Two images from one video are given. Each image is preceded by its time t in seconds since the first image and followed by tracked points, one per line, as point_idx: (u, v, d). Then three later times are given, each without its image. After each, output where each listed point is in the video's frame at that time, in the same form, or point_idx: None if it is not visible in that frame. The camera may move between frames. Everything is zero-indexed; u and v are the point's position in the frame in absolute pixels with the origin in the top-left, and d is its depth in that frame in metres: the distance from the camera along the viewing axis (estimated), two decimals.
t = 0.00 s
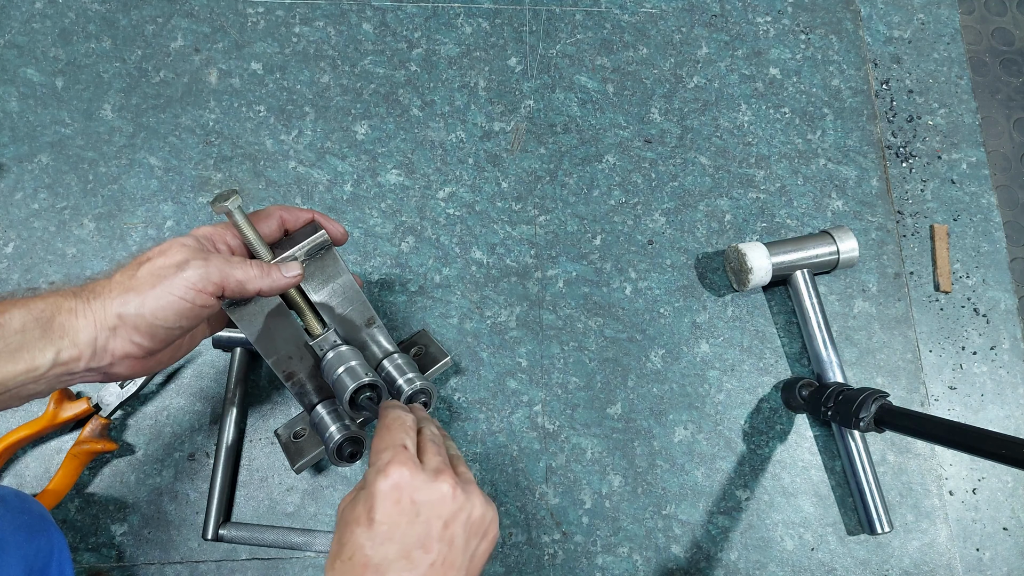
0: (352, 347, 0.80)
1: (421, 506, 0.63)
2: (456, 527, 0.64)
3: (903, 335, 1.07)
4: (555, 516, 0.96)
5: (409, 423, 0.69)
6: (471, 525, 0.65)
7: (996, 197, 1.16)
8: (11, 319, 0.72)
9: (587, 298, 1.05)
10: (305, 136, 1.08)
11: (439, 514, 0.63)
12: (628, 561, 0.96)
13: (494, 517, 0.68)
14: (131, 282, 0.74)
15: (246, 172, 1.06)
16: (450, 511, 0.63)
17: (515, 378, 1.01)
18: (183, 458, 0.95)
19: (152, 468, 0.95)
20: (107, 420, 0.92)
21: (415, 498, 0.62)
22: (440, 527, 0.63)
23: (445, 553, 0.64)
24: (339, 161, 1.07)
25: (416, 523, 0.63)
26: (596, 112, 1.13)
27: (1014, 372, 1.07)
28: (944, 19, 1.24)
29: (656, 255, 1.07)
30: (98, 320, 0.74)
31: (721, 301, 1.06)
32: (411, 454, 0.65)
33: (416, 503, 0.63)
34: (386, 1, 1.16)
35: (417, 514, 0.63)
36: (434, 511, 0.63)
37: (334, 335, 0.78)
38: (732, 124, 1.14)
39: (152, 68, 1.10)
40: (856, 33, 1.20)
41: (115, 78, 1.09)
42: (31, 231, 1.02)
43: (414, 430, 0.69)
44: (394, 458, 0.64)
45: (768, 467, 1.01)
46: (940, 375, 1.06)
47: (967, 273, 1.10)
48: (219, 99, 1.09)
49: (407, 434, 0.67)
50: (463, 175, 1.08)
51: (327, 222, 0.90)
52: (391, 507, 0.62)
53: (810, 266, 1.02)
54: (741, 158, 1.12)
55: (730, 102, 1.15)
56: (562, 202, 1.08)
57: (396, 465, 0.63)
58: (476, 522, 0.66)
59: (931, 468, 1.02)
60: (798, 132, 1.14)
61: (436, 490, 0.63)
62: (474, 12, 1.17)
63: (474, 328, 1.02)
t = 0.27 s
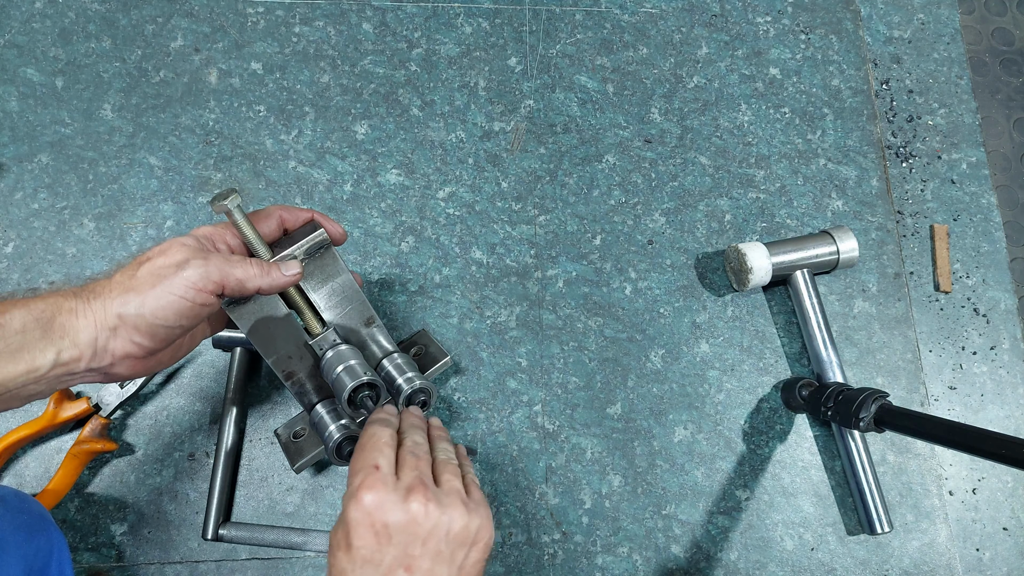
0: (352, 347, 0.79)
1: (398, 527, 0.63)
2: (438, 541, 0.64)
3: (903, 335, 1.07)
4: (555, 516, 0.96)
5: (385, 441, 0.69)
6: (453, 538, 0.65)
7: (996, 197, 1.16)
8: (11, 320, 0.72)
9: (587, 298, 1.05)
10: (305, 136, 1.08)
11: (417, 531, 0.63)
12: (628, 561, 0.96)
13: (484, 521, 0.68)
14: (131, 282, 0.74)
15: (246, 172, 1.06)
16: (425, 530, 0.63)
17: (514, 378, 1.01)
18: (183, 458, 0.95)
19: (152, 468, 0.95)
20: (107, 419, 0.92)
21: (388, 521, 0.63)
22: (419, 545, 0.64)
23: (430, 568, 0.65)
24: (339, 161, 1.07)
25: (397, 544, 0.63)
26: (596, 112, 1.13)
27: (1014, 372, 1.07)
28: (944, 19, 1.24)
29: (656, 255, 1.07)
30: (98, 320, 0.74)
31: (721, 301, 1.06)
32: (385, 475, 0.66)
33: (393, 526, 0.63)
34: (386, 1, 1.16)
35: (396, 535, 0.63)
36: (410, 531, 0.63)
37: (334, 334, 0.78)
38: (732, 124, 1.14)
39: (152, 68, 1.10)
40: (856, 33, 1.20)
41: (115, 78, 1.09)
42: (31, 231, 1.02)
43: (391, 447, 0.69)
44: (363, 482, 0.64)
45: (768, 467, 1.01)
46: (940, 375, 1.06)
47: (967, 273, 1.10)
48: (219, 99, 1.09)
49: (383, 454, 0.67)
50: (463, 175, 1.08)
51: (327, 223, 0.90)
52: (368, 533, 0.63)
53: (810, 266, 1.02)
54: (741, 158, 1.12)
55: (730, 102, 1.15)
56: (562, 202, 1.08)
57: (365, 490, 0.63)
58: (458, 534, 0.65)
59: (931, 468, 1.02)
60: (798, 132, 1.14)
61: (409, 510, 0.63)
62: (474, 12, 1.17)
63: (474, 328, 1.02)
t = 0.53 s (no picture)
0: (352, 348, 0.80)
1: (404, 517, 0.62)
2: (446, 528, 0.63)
3: (903, 335, 1.07)
4: (555, 516, 0.96)
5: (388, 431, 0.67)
6: (462, 524, 0.64)
7: (996, 197, 1.16)
8: (13, 320, 0.72)
9: (587, 298, 1.05)
10: (305, 136, 1.08)
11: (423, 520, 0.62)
12: (628, 561, 0.96)
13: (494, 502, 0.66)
14: (133, 282, 0.74)
15: (246, 172, 1.06)
16: (432, 519, 0.62)
17: (515, 378, 1.01)
18: (183, 458, 0.95)
19: (153, 468, 0.95)
20: (107, 419, 0.92)
21: (395, 512, 0.62)
22: (428, 534, 0.62)
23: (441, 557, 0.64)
24: (339, 161, 1.07)
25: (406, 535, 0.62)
26: (596, 112, 1.13)
27: (1014, 372, 1.07)
28: (944, 19, 1.24)
29: (656, 255, 1.07)
30: (100, 321, 0.74)
31: (721, 301, 1.06)
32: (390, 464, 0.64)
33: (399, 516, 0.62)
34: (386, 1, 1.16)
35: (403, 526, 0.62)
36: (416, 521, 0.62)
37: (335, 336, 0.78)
38: (732, 124, 1.14)
39: (152, 68, 1.10)
40: (856, 33, 1.20)
41: (115, 78, 1.09)
42: (31, 231, 1.02)
43: (393, 436, 0.67)
44: (367, 475, 0.63)
45: (768, 467, 1.01)
46: (940, 375, 1.06)
47: (967, 273, 1.10)
48: (219, 99, 1.09)
49: (387, 445, 0.66)
50: (463, 175, 1.08)
51: (328, 224, 0.90)
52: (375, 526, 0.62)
53: (810, 266, 1.02)
54: (741, 158, 1.12)
55: (730, 102, 1.15)
56: (562, 202, 1.08)
57: (370, 482, 0.62)
58: (466, 520, 0.64)
59: (931, 468, 1.02)
60: (798, 132, 1.14)
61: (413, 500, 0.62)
62: (474, 12, 1.17)
63: (474, 328, 1.02)
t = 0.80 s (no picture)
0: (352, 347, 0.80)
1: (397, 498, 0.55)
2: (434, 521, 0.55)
3: (903, 335, 1.07)
4: (555, 516, 0.96)
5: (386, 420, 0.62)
6: (449, 525, 0.56)
7: (996, 197, 1.16)
8: (14, 320, 0.72)
9: (587, 298, 1.05)
10: (305, 136, 1.08)
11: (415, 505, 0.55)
12: (628, 561, 0.96)
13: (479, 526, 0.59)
14: (134, 282, 0.74)
15: (246, 172, 1.06)
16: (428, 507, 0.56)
17: (515, 378, 1.01)
18: (183, 458, 0.95)
19: (153, 468, 0.95)
20: (107, 419, 0.92)
21: (388, 491, 0.55)
22: (417, 522, 0.55)
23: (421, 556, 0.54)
24: (339, 161, 1.07)
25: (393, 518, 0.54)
26: (596, 112, 1.13)
27: (1014, 372, 1.07)
28: (944, 19, 1.24)
29: (656, 255, 1.07)
30: (101, 321, 0.74)
31: (721, 301, 1.06)
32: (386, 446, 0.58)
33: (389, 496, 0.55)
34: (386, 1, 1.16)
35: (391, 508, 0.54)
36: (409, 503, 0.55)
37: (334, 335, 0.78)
38: (732, 124, 1.14)
39: (152, 68, 1.10)
40: (856, 33, 1.20)
41: (115, 78, 1.09)
42: (31, 231, 1.02)
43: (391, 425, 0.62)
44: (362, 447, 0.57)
45: (768, 467, 1.01)
46: (940, 375, 1.06)
47: (967, 273, 1.10)
48: (219, 99, 1.09)
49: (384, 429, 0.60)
50: (463, 175, 1.08)
51: (327, 223, 0.90)
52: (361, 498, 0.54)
53: (810, 266, 1.02)
54: (741, 158, 1.12)
55: (730, 102, 1.15)
56: (562, 202, 1.08)
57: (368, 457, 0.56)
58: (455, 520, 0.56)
59: (931, 468, 1.02)
60: (798, 132, 1.14)
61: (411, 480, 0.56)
62: (474, 12, 1.17)
63: (474, 328, 1.02)
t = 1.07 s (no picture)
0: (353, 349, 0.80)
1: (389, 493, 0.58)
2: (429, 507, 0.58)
3: (903, 335, 1.07)
4: (555, 516, 0.96)
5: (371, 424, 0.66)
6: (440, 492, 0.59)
7: (996, 197, 1.16)
8: (16, 325, 0.72)
9: (587, 298, 1.05)
10: (305, 136, 1.08)
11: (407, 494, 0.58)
12: (628, 561, 0.96)
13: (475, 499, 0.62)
14: (136, 287, 0.74)
15: (246, 172, 1.06)
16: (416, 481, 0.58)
17: (515, 378, 1.01)
18: (183, 458, 0.95)
19: (153, 468, 0.95)
20: (107, 419, 0.92)
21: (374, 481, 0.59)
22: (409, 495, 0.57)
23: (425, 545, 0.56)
24: (339, 161, 1.07)
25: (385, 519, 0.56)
26: (596, 112, 1.13)
27: (1014, 372, 1.07)
28: (944, 19, 1.24)
29: (656, 255, 1.07)
30: (103, 326, 0.74)
31: (721, 301, 1.06)
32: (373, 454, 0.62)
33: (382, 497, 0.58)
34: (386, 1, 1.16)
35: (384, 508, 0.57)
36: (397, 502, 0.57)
37: (336, 338, 0.78)
38: (732, 124, 1.14)
39: (152, 68, 1.10)
40: (856, 33, 1.20)
41: (115, 78, 1.09)
42: (31, 231, 1.02)
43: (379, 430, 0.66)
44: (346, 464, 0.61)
45: (768, 467, 1.01)
46: (940, 375, 1.06)
47: (967, 273, 1.10)
48: (219, 99, 1.09)
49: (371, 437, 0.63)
50: (463, 175, 1.08)
51: (329, 225, 0.90)
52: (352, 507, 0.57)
53: (810, 266, 1.02)
54: (741, 158, 1.12)
55: (730, 102, 1.15)
56: (562, 202, 1.08)
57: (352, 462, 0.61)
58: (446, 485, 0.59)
59: (931, 468, 1.02)
60: (798, 132, 1.14)
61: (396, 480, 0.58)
62: (474, 12, 1.17)
63: (474, 329, 1.02)
